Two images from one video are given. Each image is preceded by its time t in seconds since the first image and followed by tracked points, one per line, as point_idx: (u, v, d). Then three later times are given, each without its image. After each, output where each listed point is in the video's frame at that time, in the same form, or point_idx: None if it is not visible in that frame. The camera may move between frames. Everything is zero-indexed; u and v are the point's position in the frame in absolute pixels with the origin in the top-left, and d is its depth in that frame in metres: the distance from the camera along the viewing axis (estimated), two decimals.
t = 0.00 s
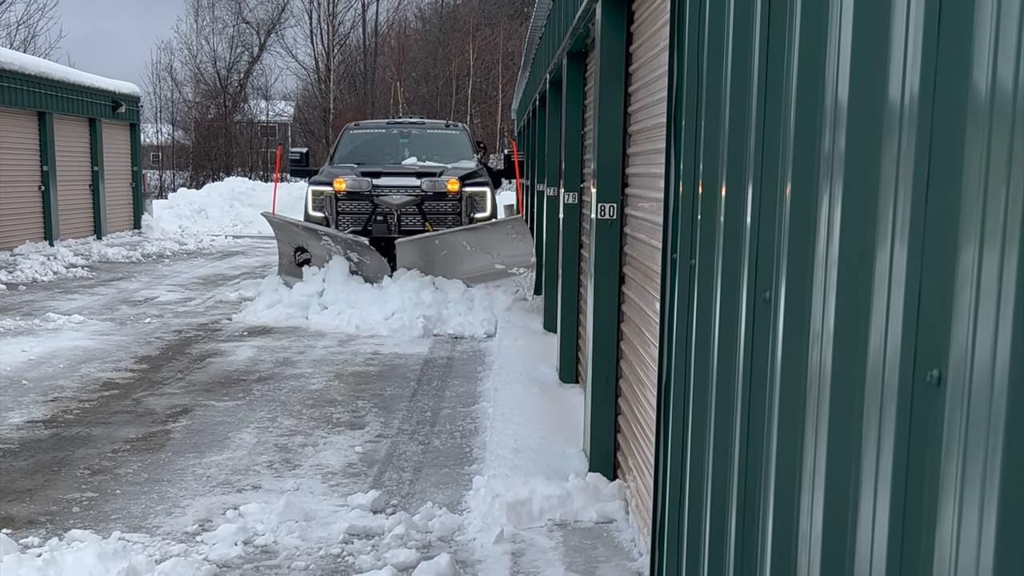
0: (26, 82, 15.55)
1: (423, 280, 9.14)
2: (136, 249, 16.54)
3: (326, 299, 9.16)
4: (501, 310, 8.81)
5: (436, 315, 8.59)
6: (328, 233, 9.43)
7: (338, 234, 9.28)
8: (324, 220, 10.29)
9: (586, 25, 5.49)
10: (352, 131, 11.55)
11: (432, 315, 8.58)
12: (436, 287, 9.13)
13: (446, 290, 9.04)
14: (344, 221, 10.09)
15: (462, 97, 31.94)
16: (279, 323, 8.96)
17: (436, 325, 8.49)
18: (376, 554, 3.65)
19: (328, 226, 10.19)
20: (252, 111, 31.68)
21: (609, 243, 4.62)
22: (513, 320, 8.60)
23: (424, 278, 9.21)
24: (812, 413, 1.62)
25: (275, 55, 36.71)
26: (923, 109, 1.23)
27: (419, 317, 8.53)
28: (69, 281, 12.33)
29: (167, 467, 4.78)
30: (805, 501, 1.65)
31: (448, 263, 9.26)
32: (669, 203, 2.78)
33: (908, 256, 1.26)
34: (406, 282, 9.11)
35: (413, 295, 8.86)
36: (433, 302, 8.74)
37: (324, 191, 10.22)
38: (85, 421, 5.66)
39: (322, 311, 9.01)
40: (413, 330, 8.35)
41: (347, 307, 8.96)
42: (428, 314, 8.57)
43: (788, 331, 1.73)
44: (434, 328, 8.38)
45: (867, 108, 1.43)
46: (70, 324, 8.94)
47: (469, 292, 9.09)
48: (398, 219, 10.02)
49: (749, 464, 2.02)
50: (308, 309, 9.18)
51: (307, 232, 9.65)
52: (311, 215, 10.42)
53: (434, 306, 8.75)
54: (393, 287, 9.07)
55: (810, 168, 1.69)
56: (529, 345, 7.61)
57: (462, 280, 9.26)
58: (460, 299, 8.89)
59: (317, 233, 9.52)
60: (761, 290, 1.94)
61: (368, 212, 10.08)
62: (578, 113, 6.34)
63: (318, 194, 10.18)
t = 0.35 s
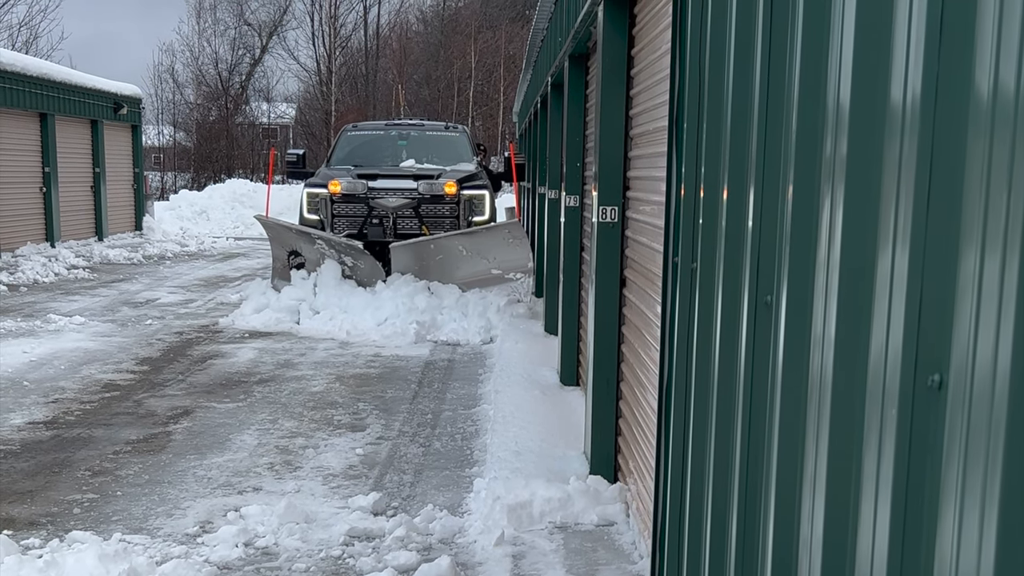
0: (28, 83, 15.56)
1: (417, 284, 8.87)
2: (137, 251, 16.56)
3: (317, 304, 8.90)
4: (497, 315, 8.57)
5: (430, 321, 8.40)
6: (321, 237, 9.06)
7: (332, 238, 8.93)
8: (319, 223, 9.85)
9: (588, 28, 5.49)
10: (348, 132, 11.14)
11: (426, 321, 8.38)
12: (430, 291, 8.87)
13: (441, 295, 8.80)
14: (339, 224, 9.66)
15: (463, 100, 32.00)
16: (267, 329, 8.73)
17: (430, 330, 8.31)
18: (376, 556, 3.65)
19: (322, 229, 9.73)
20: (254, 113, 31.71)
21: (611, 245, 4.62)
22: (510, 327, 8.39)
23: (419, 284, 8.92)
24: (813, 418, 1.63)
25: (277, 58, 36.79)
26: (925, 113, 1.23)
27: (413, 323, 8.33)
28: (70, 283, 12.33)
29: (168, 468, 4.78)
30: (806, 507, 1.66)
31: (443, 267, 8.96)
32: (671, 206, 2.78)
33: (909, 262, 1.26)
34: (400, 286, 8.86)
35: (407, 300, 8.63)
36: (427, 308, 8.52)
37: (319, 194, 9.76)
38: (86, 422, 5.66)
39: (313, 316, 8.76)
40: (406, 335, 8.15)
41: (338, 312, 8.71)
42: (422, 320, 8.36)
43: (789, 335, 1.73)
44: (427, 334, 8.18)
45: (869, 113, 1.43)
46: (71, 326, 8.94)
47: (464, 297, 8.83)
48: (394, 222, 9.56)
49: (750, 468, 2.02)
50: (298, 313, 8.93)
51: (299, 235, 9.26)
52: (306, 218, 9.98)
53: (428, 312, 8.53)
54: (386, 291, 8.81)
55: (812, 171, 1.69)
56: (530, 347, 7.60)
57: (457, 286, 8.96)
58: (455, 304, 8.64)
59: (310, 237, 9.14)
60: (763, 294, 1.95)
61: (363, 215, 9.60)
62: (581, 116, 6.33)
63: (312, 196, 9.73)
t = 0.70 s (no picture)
0: (29, 86, 15.58)
1: (413, 290, 8.77)
2: (139, 253, 16.58)
3: (307, 309, 8.73)
4: (493, 322, 8.41)
5: (425, 327, 8.26)
6: (316, 241, 8.86)
7: (327, 242, 8.76)
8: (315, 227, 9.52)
9: (589, 32, 5.49)
10: (346, 134, 10.65)
11: (420, 327, 8.25)
12: (426, 298, 8.76)
13: (436, 301, 8.67)
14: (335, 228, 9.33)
15: (464, 103, 32.04)
16: (255, 335, 8.56)
17: (424, 337, 8.16)
18: (377, 559, 3.66)
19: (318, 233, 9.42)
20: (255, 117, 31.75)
21: (613, 249, 4.63)
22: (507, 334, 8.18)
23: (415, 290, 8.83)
24: (814, 422, 1.63)
25: (279, 61, 36.85)
26: (927, 118, 1.24)
27: (407, 329, 8.19)
28: (71, 285, 12.32)
29: (169, 471, 4.78)
30: (808, 512, 1.66)
31: (440, 273, 8.86)
32: (673, 211, 2.78)
33: (911, 267, 1.27)
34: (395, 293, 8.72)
35: (401, 307, 8.49)
36: (421, 314, 8.38)
37: (315, 197, 9.43)
38: (88, 425, 5.67)
39: (303, 321, 8.59)
40: (399, 342, 8.01)
41: (329, 318, 8.53)
42: (416, 326, 8.24)
43: (791, 339, 1.73)
44: (420, 341, 8.03)
45: (871, 117, 1.44)
46: (73, 328, 8.95)
47: (460, 304, 8.68)
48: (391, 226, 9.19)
49: (752, 471, 2.02)
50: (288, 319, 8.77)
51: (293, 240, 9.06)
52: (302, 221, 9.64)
53: (422, 318, 8.39)
54: (380, 298, 8.66)
55: (814, 175, 1.69)
56: (532, 351, 7.59)
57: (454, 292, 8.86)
58: (450, 311, 8.49)
59: (304, 241, 8.94)
60: (765, 298, 1.96)
61: (360, 219, 9.27)
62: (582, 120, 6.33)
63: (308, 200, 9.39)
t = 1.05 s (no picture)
0: (31, 89, 15.61)
1: (408, 295, 8.54)
2: (140, 257, 16.58)
3: (296, 315, 8.62)
4: (489, 329, 8.20)
5: (418, 335, 8.07)
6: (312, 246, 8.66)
7: (322, 247, 8.55)
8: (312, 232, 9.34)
9: (590, 36, 5.52)
10: (345, 137, 10.57)
11: (413, 335, 8.06)
12: (421, 303, 8.52)
13: (431, 307, 8.44)
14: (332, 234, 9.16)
15: (465, 107, 32.07)
16: (242, 341, 8.46)
17: (417, 345, 7.99)
18: (379, 562, 3.66)
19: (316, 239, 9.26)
20: (256, 120, 31.78)
21: (613, 253, 4.64)
22: (503, 341, 7.97)
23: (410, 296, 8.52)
24: (815, 425, 1.63)
25: (281, 65, 36.90)
26: (927, 120, 1.24)
27: (399, 338, 8.01)
28: (73, 289, 12.33)
29: (171, 474, 4.79)
30: (808, 515, 1.66)
31: (438, 279, 8.57)
32: (674, 214, 2.79)
33: (910, 270, 1.27)
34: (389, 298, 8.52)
35: (394, 314, 8.30)
36: (415, 321, 8.19)
37: (312, 202, 9.25)
38: (89, 428, 5.67)
39: (292, 329, 8.49)
40: (390, 350, 7.86)
41: (318, 324, 8.42)
42: (408, 334, 8.05)
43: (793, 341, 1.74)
44: (412, 350, 7.86)
45: (872, 119, 1.44)
46: (74, 332, 8.96)
47: (455, 310, 8.43)
48: (389, 232, 9.01)
49: (753, 473, 2.02)
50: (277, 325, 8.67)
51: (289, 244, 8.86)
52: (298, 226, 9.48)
53: (415, 326, 8.20)
54: (373, 304, 8.49)
55: (814, 177, 1.70)
56: (533, 354, 7.57)
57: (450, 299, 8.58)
58: (445, 317, 8.30)
59: (301, 246, 8.73)
60: (767, 301, 1.96)
61: (358, 224, 9.09)
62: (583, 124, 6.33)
63: (304, 204, 9.21)
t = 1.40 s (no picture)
0: (33, 93, 15.63)
1: (401, 301, 8.45)
2: (142, 261, 16.60)
3: (285, 321, 8.50)
4: (483, 335, 8.08)
5: (411, 341, 7.97)
6: (310, 251, 8.48)
7: (321, 251, 8.39)
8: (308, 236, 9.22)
9: (590, 39, 5.53)
10: (342, 139, 10.53)
11: (406, 342, 7.96)
12: (413, 309, 8.40)
13: (424, 314, 8.34)
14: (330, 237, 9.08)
15: (466, 110, 32.09)
16: (230, 347, 8.34)
17: (410, 351, 7.89)
18: (380, 565, 3.66)
19: (312, 242, 9.14)
20: (257, 123, 31.82)
21: (613, 256, 4.64)
22: (496, 347, 7.86)
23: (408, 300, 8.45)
24: (813, 427, 1.64)
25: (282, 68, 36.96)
26: (924, 122, 1.25)
27: (391, 344, 7.92)
28: (74, 292, 12.34)
29: (172, 477, 4.79)
30: (807, 515, 1.66)
31: (439, 285, 8.47)
32: (674, 216, 2.79)
33: (907, 273, 1.28)
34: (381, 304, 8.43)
35: (387, 321, 8.21)
36: (408, 328, 8.10)
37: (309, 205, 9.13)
38: (90, 431, 5.67)
39: (281, 334, 8.38)
40: (382, 356, 7.76)
41: (308, 330, 8.32)
42: (401, 341, 7.96)
43: (792, 342, 1.74)
44: (404, 356, 7.76)
45: (869, 121, 1.45)
46: (75, 335, 8.97)
47: (449, 316, 8.33)
48: (388, 235, 8.93)
49: (752, 473, 2.02)
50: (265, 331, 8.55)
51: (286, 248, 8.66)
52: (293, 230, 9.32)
53: (408, 332, 8.10)
54: (365, 311, 8.40)
55: (812, 179, 1.70)
56: (533, 357, 7.58)
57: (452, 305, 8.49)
58: (439, 324, 8.20)
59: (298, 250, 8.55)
60: (766, 303, 1.97)
61: (356, 227, 9.01)
62: (584, 127, 6.35)
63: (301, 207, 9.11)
